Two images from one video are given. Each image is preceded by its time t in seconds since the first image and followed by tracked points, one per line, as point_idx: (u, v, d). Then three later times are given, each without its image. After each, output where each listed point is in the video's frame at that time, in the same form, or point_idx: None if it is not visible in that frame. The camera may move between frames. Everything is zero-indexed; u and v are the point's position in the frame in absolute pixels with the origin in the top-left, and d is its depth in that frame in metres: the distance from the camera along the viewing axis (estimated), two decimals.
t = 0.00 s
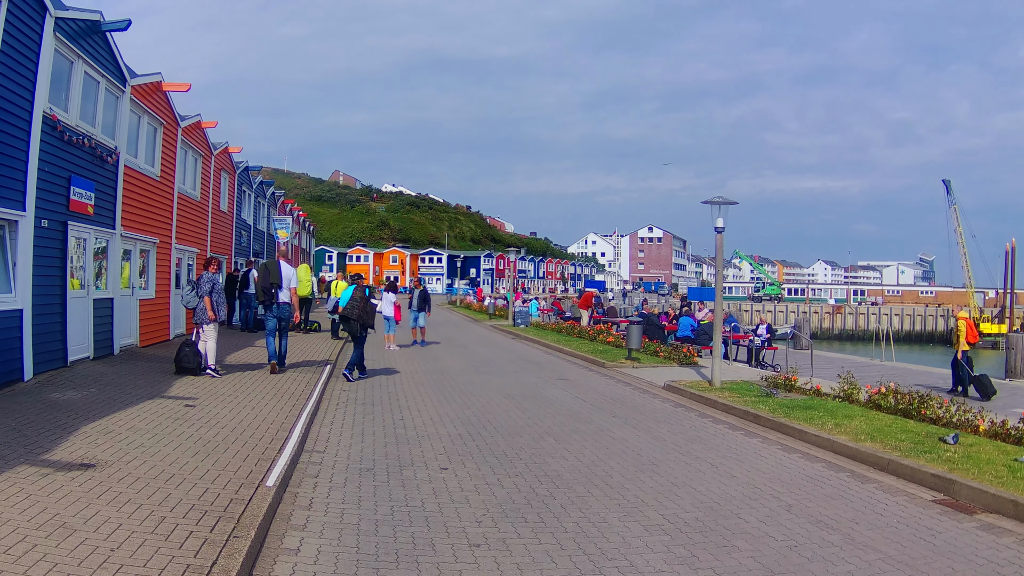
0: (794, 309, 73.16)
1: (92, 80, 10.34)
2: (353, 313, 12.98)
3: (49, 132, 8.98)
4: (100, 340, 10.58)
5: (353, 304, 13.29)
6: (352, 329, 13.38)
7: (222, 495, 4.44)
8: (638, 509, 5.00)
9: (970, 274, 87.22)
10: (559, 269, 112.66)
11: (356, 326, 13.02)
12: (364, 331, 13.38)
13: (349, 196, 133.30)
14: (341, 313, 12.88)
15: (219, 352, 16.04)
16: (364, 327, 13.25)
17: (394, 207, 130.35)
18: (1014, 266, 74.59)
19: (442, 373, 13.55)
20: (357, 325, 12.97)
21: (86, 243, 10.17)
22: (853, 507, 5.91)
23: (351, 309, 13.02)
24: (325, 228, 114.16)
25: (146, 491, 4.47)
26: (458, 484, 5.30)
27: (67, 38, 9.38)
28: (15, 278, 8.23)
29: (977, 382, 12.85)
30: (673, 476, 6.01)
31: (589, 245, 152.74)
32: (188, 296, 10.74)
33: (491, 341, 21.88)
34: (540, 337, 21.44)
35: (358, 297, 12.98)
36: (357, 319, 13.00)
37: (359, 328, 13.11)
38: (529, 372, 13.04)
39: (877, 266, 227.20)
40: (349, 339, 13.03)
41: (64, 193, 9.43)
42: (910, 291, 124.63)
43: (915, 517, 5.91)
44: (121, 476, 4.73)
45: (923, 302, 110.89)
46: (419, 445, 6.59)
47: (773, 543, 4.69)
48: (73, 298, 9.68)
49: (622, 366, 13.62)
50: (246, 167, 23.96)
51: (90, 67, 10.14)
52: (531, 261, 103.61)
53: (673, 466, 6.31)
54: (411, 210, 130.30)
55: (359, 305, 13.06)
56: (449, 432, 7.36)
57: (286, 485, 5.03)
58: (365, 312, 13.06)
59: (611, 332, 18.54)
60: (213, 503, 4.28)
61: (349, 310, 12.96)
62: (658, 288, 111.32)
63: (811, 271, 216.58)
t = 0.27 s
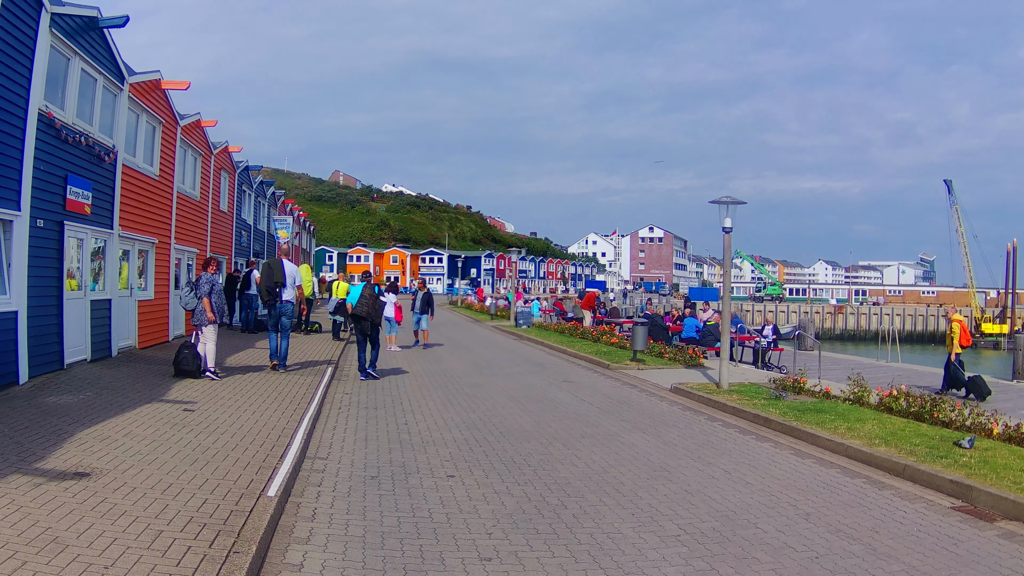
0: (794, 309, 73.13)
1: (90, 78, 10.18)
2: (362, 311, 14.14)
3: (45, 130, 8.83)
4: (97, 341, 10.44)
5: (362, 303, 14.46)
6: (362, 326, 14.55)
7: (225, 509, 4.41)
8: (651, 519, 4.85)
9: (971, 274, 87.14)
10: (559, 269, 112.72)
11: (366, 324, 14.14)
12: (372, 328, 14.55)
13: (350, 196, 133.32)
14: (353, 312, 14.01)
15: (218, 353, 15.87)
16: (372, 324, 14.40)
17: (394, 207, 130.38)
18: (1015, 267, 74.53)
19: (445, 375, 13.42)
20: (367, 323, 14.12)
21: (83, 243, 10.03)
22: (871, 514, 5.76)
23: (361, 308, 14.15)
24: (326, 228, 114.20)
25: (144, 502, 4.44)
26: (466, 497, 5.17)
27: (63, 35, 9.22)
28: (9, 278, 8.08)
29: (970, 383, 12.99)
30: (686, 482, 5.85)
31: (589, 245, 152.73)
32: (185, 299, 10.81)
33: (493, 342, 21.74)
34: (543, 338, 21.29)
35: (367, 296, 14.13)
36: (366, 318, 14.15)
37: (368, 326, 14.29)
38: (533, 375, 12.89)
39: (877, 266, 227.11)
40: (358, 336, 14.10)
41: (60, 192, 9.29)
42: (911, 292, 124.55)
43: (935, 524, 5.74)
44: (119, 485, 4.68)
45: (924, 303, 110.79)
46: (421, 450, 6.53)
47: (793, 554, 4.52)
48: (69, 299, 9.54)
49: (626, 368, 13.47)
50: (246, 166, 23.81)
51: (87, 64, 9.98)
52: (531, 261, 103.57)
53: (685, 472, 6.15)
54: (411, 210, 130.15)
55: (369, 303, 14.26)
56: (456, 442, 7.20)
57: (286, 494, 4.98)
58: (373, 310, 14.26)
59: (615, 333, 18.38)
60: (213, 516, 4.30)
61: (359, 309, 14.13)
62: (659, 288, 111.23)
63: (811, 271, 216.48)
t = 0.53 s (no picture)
0: (795, 310, 73.03)
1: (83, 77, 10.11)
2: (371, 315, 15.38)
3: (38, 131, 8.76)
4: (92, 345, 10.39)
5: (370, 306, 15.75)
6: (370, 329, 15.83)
7: (220, 519, 5.69)
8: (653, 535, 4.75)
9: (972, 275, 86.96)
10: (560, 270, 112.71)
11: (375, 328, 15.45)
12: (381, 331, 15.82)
13: (351, 195, 133.46)
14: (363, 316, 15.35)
15: (218, 355, 15.90)
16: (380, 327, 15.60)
17: (395, 206, 130.50)
18: (1016, 268, 74.40)
19: (448, 377, 13.30)
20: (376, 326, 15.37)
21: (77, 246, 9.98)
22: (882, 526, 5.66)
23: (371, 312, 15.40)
24: (326, 227, 114.39)
25: (139, 512, 5.69)
26: (442, 529, 6.06)
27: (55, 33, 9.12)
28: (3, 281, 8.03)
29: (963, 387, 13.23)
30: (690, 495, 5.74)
31: (590, 245, 152.71)
32: (185, 300, 12.69)
33: (495, 342, 21.61)
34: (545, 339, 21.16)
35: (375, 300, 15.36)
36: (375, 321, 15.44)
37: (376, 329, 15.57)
38: (535, 377, 12.82)
39: (878, 267, 226.96)
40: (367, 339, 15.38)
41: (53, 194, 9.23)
42: (912, 292, 124.41)
43: (928, 543, 5.77)
44: (103, 495, 5.90)
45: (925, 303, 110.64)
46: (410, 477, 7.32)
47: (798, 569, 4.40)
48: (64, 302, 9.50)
49: (629, 369, 13.36)
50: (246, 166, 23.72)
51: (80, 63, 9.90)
52: (531, 261, 103.51)
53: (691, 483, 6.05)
54: (411, 209, 130.10)
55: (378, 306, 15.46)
56: (448, 478, 7.46)
57: (286, 502, 6.49)
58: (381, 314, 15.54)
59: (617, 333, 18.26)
60: (203, 527, 5.51)
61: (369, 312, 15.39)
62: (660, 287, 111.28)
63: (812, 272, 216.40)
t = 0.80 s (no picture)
0: (797, 310, 72.97)
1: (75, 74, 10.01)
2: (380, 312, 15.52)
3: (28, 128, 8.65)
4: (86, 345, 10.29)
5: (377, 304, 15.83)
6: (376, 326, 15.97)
7: (207, 530, 5.62)
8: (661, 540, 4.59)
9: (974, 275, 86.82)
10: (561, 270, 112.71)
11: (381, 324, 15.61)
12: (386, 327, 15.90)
13: (352, 196, 133.56)
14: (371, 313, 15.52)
15: (217, 355, 15.77)
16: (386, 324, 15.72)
17: (396, 207, 130.60)
18: (1018, 268, 74.24)
19: (449, 378, 13.17)
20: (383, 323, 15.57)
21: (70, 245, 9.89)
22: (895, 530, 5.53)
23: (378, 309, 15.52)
24: (327, 228, 114.49)
25: (127, 521, 5.67)
26: (442, 537, 5.95)
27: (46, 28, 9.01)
28: None
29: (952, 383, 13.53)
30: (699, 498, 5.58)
31: (591, 245, 152.70)
32: (179, 300, 12.86)
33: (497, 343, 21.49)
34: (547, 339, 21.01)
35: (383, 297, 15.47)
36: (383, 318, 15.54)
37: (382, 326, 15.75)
38: (538, 378, 12.68)
39: (880, 267, 226.73)
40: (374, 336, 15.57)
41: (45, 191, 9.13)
42: (913, 292, 124.24)
43: (938, 549, 5.63)
44: (89, 502, 5.90)
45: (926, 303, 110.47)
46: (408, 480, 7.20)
47: None
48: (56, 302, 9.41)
49: (632, 369, 13.22)
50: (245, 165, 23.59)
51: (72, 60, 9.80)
52: (532, 261, 103.42)
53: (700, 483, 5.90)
54: (412, 209, 130.19)
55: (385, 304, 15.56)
56: (450, 484, 7.33)
57: (280, 510, 6.42)
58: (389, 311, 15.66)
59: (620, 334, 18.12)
60: (192, 537, 5.47)
61: (377, 310, 15.50)
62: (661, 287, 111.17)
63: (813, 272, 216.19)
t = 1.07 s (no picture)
0: (802, 310, 72.79)
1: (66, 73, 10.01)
2: (385, 315, 15.49)
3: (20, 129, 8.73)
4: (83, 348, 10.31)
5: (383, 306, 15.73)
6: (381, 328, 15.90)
7: (195, 542, 5.78)
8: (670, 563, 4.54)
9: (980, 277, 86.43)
10: (564, 270, 112.90)
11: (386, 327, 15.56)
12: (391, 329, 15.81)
13: (355, 195, 133.81)
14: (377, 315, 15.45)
15: (217, 358, 15.70)
16: (392, 327, 15.68)
17: (399, 207, 130.87)
18: None
19: (452, 380, 13.07)
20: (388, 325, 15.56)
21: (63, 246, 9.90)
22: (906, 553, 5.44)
23: (384, 311, 15.50)
24: (330, 228, 115.00)
25: (115, 535, 5.87)
26: (443, 550, 5.95)
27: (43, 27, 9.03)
28: None
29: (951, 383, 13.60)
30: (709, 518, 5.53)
31: (593, 245, 152.84)
32: (176, 301, 12.67)
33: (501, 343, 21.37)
34: (552, 339, 20.86)
35: (389, 300, 15.46)
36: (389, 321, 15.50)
37: (388, 328, 15.69)
38: (542, 381, 12.58)
39: (883, 268, 226.63)
40: (380, 338, 15.52)
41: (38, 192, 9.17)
42: (919, 294, 124.12)
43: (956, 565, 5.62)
44: (77, 514, 6.14)
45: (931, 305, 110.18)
46: (409, 495, 7.26)
47: None
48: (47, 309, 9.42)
49: (636, 372, 13.10)
50: (246, 164, 23.49)
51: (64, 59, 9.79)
52: (536, 261, 103.40)
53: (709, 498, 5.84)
54: (415, 209, 130.41)
55: (391, 305, 15.52)
56: (452, 493, 7.32)
57: (274, 521, 6.57)
58: (395, 313, 15.60)
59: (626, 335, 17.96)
60: (182, 551, 5.62)
61: (382, 312, 15.49)
62: (665, 288, 110.95)
63: (816, 273, 216.27)
